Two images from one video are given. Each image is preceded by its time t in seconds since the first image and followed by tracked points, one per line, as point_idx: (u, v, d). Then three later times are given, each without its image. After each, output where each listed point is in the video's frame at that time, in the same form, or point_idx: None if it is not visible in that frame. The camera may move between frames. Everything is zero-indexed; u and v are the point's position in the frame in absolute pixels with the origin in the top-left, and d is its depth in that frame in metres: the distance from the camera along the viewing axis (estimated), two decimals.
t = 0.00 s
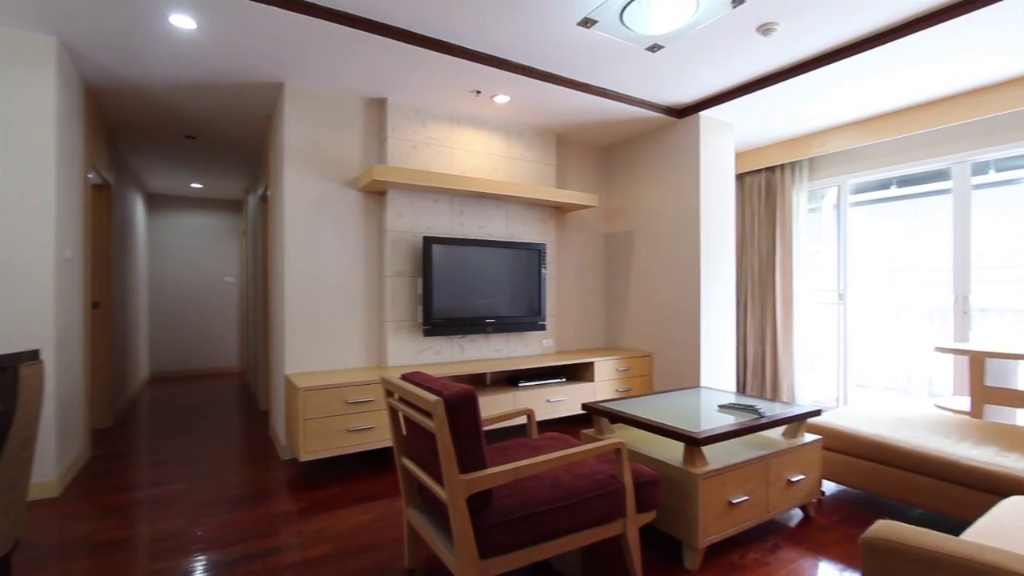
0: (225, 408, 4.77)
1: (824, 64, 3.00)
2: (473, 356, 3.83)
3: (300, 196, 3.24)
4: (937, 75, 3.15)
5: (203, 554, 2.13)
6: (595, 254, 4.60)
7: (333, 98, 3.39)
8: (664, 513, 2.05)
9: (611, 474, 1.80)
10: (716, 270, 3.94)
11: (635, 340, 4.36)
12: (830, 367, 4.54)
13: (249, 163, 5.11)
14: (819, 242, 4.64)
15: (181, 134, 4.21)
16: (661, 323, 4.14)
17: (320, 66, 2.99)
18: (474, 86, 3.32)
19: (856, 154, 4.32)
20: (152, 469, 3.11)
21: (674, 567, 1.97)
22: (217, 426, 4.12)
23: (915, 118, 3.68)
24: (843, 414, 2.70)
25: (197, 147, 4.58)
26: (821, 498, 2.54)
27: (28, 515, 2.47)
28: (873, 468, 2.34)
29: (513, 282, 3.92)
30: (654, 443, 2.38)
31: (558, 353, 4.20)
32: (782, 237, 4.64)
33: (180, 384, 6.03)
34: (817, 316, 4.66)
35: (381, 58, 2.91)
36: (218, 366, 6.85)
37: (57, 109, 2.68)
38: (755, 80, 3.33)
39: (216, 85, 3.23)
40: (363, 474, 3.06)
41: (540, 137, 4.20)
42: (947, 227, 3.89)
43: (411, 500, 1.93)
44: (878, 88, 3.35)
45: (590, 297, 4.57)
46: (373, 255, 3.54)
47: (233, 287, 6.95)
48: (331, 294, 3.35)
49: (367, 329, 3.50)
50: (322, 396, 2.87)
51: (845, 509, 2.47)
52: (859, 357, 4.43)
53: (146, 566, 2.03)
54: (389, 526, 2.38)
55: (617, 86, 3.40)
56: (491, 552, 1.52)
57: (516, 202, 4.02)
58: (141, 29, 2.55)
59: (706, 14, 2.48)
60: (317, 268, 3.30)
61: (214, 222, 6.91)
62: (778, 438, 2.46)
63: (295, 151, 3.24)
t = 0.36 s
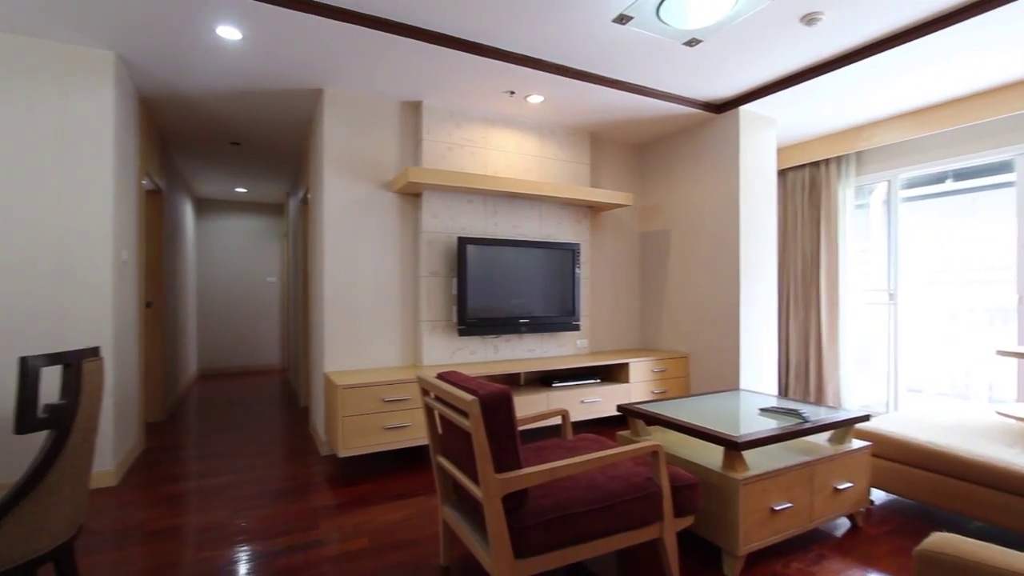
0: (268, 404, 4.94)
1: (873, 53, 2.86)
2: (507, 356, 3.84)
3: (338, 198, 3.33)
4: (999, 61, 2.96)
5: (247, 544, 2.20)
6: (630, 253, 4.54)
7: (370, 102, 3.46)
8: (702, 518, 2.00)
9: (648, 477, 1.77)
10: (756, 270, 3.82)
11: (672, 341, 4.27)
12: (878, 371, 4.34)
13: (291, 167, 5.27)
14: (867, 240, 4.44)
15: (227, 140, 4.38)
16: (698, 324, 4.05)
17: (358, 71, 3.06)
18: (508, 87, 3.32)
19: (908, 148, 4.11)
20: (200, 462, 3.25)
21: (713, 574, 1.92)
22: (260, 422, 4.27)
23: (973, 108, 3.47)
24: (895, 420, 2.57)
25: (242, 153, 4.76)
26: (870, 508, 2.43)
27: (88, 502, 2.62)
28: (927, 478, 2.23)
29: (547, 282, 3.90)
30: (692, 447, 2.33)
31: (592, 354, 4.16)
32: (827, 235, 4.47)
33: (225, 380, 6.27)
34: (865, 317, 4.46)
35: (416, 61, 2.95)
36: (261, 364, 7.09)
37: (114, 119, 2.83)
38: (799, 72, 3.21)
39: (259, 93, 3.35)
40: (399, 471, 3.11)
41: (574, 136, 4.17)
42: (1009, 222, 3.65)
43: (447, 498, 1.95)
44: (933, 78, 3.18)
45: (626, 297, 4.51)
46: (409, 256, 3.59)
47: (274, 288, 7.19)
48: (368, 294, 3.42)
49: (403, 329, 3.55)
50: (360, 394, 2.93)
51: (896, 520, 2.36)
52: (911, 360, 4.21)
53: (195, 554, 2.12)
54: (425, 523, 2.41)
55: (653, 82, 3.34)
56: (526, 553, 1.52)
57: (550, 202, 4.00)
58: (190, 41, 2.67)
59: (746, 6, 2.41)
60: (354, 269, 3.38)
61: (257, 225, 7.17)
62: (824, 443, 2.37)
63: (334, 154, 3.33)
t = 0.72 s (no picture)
0: (311, 402, 5.10)
1: (931, 39, 2.70)
2: (543, 357, 3.83)
3: (377, 201, 3.40)
4: None
5: (291, 536, 2.28)
6: (668, 253, 4.45)
7: (408, 105, 3.52)
8: (746, 526, 1.94)
9: (689, 481, 1.73)
10: (802, 269, 3.68)
11: (712, 342, 4.17)
12: (936, 376, 4.11)
13: (332, 171, 5.42)
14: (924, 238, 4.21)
15: (273, 146, 4.55)
16: (740, 326, 3.93)
17: (396, 75, 3.12)
18: (545, 87, 3.32)
19: (970, 139, 3.87)
20: (248, 456, 3.39)
21: None
22: (303, 418, 4.41)
23: None
24: (955, 428, 2.42)
25: (286, 158, 4.93)
26: (928, 520, 2.30)
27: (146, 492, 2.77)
28: (992, 490, 2.09)
29: (583, 282, 3.87)
30: (735, 452, 2.26)
31: (629, 355, 4.10)
32: (879, 232, 4.26)
33: (270, 378, 6.50)
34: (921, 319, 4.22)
35: (454, 64, 2.98)
36: (304, 362, 7.33)
37: (170, 129, 2.98)
38: (848, 62, 3.07)
39: (302, 100, 3.46)
40: (437, 470, 3.15)
41: (611, 134, 4.13)
42: None
43: (484, 497, 1.96)
44: (998, 63, 2.98)
45: (664, 297, 4.43)
46: (446, 257, 3.64)
47: (317, 288, 7.41)
48: (406, 294, 3.49)
49: (440, 329, 3.60)
50: (398, 393, 2.99)
51: (958, 534, 2.22)
52: (973, 365, 3.97)
53: (243, 544, 2.21)
54: (463, 522, 2.43)
55: (693, 77, 3.27)
56: (564, 554, 1.51)
57: (586, 202, 3.97)
58: (238, 52, 2.78)
59: None
60: (393, 269, 3.44)
61: (300, 228, 7.41)
62: (877, 451, 2.25)
63: (374, 157, 3.40)
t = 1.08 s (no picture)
0: (353, 399, 5.23)
1: (997, 21, 2.53)
2: (581, 357, 3.80)
3: (416, 202, 3.46)
4: None
5: (334, 530, 2.34)
6: (710, 251, 4.34)
7: (446, 107, 3.56)
8: (795, 534, 1.87)
9: (733, 486, 1.68)
10: (853, 267, 3.51)
11: (756, 343, 4.04)
12: (1004, 381, 3.84)
13: (372, 174, 5.55)
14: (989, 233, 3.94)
15: (316, 151, 4.69)
16: (786, 326, 3.79)
17: (434, 78, 3.16)
18: (582, 85, 3.29)
19: None
20: (293, 450, 3.51)
21: None
22: (345, 415, 4.53)
23: None
24: None
25: (329, 162, 5.08)
26: (995, 535, 2.16)
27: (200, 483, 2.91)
28: None
29: (621, 282, 3.82)
30: (782, 457, 2.18)
31: (669, 356, 4.02)
32: (938, 227, 4.02)
33: (314, 376, 6.71)
34: (987, 320, 3.96)
35: (491, 65, 3.00)
36: (345, 361, 7.53)
37: (221, 136, 3.12)
38: (904, 49, 2.91)
39: (343, 105, 3.56)
40: (475, 468, 3.18)
41: (650, 131, 4.06)
42: None
43: (522, 497, 1.96)
44: None
45: (705, 297, 4.32)
46: (483, 257, 3.66)
47: (357, 289, 7.60)
48: (444, 294, 3.53)
49: (478, 328, 3.63)
50: (437, 392, 3.03)
51: None
52: None
53: (289, 536, 2.29)
54: (501, 520, 2.44)
55: (735, 70, 3.17)
56: (604, 556, 1.49)
57: (624, 200, 3.92)
58: (283, 60, 2.88)
59: None
60: (431, 270, 3.49)
61: (342, 230, 7.62)
62: (938, 460, 2.13)
63: (413, 160, 3.46)
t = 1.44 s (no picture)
0: (392, 397, 5.33)
1: None
2: (619, 357, 3.76)
3: (454, 203, 3.50)
4: None
5: (374, 525, 2.39)
6: (753, 249, 4.21)
7: (483, 109, 3.59)
8: (846, 544, 1.79)
9: (780, 493, 1.62)
10: (910, 265, 3.33)
11: (804, 345, 3.88)
12: None
13: (411, 176, 5.64)
14: None
15: (357, 155, 4.81)
16: (837, 327, 3.63)
17: (471, 80, 3.18)
18: (620, 81, 3.24)
19: None
20: (336, 446, 3.61)
21: None
22: (385, 412, 4.63)
23: None
24: None
25: (369, 165, 5.19)
26: None
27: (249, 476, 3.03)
28: None
29: (661, 281, 3.74)
30: (832, 464, 2.09)
31: (711, 357, 3.92)
32: (1006, 222, 3.76)
33: (355, 374, 6.89)
34: None
35: (528, 65, 2.99)
36: (385, 360, 7.69)
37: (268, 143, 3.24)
38: (967, 33, 2.73)
39: (383, 109, 3.63)
40: (512, 468, 3.19)
41: (690, 127, 3.96)
42: None
43: (560, 498, 1.95)
44: None
45: (749, 297, 4.19)
46: (520, 257, 3.67)
47: (396, 289, 7.75)
48: (482, 294, 3.55)
49: (515, 328, 3.63)
50: (475, 391, 3.05)
51: None
52: None
53: (332, 529, 2.35)
54: (539, 520, 2.43)
55: (781, 61, 3.06)
56: (644, 561, 1.47)
57: (664, 198, 3.84)
58: (326, 67, 2.96)
59: None
60: (468, 270, 3.52)
61: (381, 231, 7.78)
62: (1006, 471, 1.99)
63: (450, 161, 3.50)
